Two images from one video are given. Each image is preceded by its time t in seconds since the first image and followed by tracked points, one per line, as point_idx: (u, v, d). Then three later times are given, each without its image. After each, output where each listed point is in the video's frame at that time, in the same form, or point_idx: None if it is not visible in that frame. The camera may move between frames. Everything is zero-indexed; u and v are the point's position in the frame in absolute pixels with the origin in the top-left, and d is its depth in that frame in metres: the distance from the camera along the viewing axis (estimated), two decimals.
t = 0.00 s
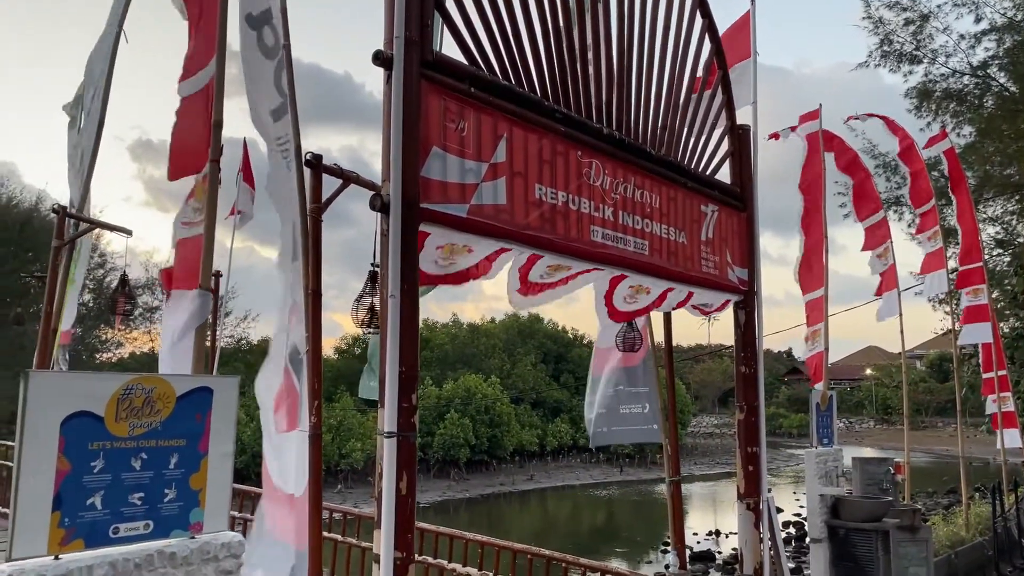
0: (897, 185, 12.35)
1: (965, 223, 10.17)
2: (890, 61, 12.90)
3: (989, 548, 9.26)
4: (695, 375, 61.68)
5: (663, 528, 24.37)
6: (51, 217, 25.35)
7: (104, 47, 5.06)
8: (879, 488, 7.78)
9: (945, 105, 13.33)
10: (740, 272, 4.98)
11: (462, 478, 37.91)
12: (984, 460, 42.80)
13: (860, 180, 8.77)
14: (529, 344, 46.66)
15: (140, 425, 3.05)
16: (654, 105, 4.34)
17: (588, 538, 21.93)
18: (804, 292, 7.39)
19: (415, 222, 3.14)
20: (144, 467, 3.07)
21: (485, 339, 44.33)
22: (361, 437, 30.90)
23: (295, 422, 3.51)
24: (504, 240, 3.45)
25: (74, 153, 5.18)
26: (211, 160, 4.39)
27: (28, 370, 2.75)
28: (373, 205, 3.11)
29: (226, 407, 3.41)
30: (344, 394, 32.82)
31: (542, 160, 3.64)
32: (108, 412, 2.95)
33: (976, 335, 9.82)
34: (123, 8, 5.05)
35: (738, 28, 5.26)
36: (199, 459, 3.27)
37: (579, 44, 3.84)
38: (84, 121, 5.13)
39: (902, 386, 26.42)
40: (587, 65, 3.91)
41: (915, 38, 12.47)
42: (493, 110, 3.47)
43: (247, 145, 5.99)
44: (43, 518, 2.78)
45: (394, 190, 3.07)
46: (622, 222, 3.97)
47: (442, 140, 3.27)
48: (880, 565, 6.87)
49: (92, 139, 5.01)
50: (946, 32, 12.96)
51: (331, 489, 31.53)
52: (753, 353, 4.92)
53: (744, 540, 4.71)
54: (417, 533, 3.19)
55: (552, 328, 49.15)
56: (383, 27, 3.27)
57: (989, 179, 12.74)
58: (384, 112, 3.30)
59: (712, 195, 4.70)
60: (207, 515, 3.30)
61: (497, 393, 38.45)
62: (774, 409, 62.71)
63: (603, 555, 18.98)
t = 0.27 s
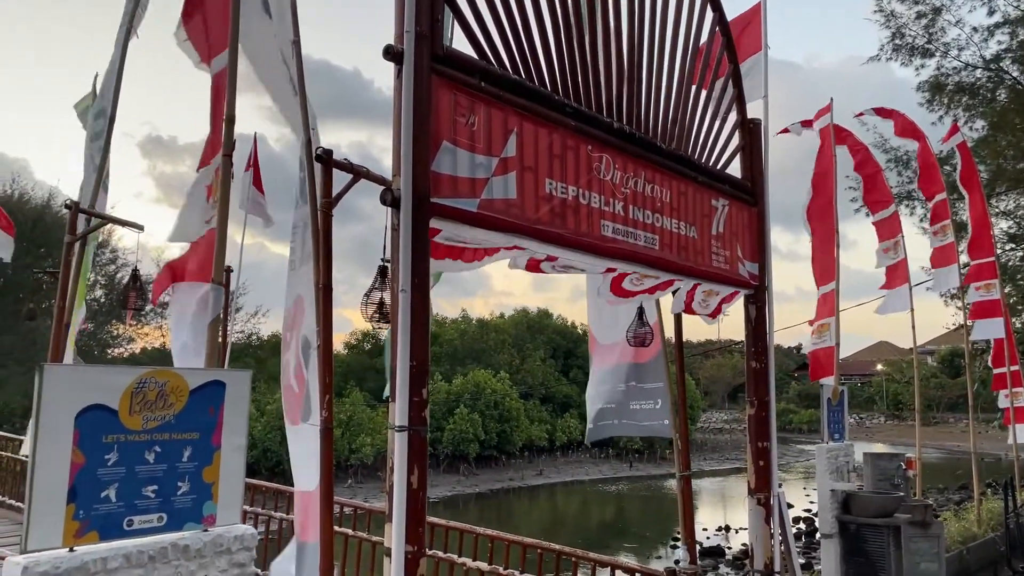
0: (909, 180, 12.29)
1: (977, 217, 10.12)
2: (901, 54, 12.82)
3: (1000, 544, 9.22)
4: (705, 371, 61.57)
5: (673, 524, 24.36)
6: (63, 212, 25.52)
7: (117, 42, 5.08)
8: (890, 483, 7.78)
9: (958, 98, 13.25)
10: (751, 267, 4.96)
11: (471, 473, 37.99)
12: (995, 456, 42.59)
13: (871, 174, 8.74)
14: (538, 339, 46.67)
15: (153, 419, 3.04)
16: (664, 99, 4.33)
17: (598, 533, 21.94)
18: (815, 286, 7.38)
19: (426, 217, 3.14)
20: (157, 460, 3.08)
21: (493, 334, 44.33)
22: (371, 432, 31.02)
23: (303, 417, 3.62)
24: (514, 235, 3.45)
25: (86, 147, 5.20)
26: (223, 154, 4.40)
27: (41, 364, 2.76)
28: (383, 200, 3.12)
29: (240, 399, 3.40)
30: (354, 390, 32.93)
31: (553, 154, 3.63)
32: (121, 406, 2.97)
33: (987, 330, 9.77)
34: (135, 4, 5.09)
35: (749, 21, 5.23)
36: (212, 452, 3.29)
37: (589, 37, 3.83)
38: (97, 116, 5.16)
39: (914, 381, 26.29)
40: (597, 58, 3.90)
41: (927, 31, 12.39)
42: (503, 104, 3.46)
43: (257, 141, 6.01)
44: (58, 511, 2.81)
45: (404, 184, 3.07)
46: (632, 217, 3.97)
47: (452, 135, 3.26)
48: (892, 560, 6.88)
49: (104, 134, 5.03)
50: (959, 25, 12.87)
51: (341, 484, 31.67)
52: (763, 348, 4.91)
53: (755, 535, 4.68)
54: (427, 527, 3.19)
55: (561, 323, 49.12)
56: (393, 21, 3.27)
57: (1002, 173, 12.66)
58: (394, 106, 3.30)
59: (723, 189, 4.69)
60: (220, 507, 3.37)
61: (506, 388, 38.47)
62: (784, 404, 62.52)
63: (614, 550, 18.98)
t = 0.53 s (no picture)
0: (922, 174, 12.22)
1: (990, 212, 10.06)
2: (914, 47, 12.74)
3: (1015, 540, 9.18)
4: (715, 367, 61.48)
5: (683, 518, 24.36)
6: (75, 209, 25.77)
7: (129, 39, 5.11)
8: (903, 479, 7.77)
9: (971, 91, 13.15)
10: (762, 261, 4.94)
11: (481, 468, 38.09)
12: (1008, 452, 42.36)
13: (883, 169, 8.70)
14: (548, 334, 46.70)
15: (167, 412, 3.08)
16: (675, 92, 4.31)
17: (608, 528, 21.95)
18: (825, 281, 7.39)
19: (437, 212, 3.14)
20: (171, 454, 3.10)
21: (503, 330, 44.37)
22: (382, 427, 31.14)
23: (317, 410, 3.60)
24: (525, 229, 3.45)
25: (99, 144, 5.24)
26: (234, 149, 4.42)
27: (56, 358, 2.78)
28: (394, 194, 3.12)
29: (252, 395, 3.44)
30: (364, 385, 33.05)
31: (563, 149, 3.62)
32: (135, 399, 2.99)
33: (1004, 325, 9.81)
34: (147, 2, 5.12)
35: (761, 15, 5.21)
36: (225, 446, 3.31)
37: (599, 32, 3.82)
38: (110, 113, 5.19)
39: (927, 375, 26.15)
40: (608, 53, 3.89)
41: (940, 24, 12.31)
42: (514, 98, 3.46)
43: (267, 139, 6.06)
44: (73, 505, 2.82)
45: (415, 179, 3.08)
46: (643, 212, 3.95)
47: (463, 129, 3.26)
48: (904, 557, 6.86)
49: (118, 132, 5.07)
50: (973, 18, 12.77)
51: (351, 479, 31.81)
52: (775, 343, 4.89)
53: (767, 530, 4.67)
54: (438, 521, 3.19)
55: (570, 319, 49.12)
56: (404, 16, 3.27)
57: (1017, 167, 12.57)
58: (405, 101, 3.30)
59: (734, 183, 4.67)
60: (233, 502, 3.36)
61: (515, 384, 38.54)
62: (795, 400, 62.33)
63: (624, 545, 19.00)
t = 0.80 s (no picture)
0: (934, 168, 12.14)
1: (1004, 206, 9.98)
2: (927, 41, 12.65)
3: None
4: (725, 362, 61.36)
5: (693, 514, 24.33)
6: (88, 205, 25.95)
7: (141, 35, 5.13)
8: (915, 474, 7.76)
9: (985, 85, 13.06)
10: (774, 256, 4.93)
11: (491, 463, 38.14)
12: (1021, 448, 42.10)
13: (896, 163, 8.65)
14: (558, 330, 46.71)
15: (181, 406, 3.10)
16: (687, 87, 4.29)
17: (618, 524, 21.96)
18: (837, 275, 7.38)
19: (448, 206, 3.14)
20: (185, 447, 3.12)
21: (512, 326, 44.38)
22: (392, 422, 31.24)
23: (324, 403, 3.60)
24: (536, 224, 3.45)
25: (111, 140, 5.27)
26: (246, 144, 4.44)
27: (71, 351, 2.79)
28: (405, 188, 3.12)
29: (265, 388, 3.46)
30: (375, 380, 33.15)
31: (574, 143, 3.62)
32: (149, 393, 3.01)
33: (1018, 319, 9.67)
34: None
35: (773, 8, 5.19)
36: (238, 440, 3.32)
37: (610, 26, 3.81)
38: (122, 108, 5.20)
39: (939, 370, 26.01)
40: (619, 47, 3.88)
41: (953, 17, 12.22)
42: (525, 93, 3.45)
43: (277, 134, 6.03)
44: (88, 497, 2.84)
45: (426, 173, 3.08)
46: (654, 206, 3.94)
47: (474, 124, 3.26)
48: (916, 552, 6.86)
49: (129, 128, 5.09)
50: (987, 11, 12.66)
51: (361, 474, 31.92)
52: (787, 338, 4.88)
53: (778, 526, 4.67)
54: (450, 515, 3.19)
55: (579, 315, 49.08)
56: (415, 11, 3.26)
57: None
58: (416, 96, 3.30)
59: (746, 177, 4.65)
60: (247, 495, 3.40)
61: (525, 379, 38.58)
62: (805, 396, 62.12)
63: (634, 540, 19.01)
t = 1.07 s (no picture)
0: (947, 162, 12.07)
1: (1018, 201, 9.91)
2: (940, 34, 12.56)
3: None
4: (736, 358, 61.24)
5: (704, 510, 24.35)
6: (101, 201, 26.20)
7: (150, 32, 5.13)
8: (928, 470, 7.75)
9: (999, 78, 12.95)
10: (786, 250, 4.91)
11: (501, 458, 38.21)
12: None
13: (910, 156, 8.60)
14: (568, 326, 46.74)
15: (195, 399, 3.12)
16: (698, 81, 4.28)
17: (628, 519, 21.99)
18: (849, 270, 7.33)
19: (460, 201, 3.14)
20: (200, 441, 3.13)
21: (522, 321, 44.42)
22: (403, 417, 31.39)
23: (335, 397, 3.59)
24: (547, 219, 3.45)
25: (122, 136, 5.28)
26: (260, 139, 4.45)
27: (87, 345, 2.82)
28: (417, 183, 3.13)
29: (278, 382, 3.48)
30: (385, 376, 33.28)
31: (585, 138, 3.61)
32: (164, 386, 3.02)
33: None
34: None
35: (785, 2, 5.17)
36: (252, 433, 3.33)
37: (621, 20, 3.81)
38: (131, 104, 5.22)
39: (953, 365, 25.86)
40: (630, 41, 3.88)
41: (966, 11, 12.12)
42: (536, 87, 3.45)
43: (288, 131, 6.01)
44: (104, 490, 2.86)
45: (437, 168, 3.08)
46: (666, 201, 3.94)
47: (485, 118, 3.26)
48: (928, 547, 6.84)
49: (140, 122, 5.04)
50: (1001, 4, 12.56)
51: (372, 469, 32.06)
52: (799, 333, 4.86)
53: (791, 521, 4.65)
54: (462, 510, 3.20)
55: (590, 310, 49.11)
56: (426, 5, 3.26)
57: None
58: (427, 91, 3.31)
59: (758, 172, 4.64)
60: (261, 488, 3.40)
61: (536, 374, 38.65)
62: (816, 392, 61.92)
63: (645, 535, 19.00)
